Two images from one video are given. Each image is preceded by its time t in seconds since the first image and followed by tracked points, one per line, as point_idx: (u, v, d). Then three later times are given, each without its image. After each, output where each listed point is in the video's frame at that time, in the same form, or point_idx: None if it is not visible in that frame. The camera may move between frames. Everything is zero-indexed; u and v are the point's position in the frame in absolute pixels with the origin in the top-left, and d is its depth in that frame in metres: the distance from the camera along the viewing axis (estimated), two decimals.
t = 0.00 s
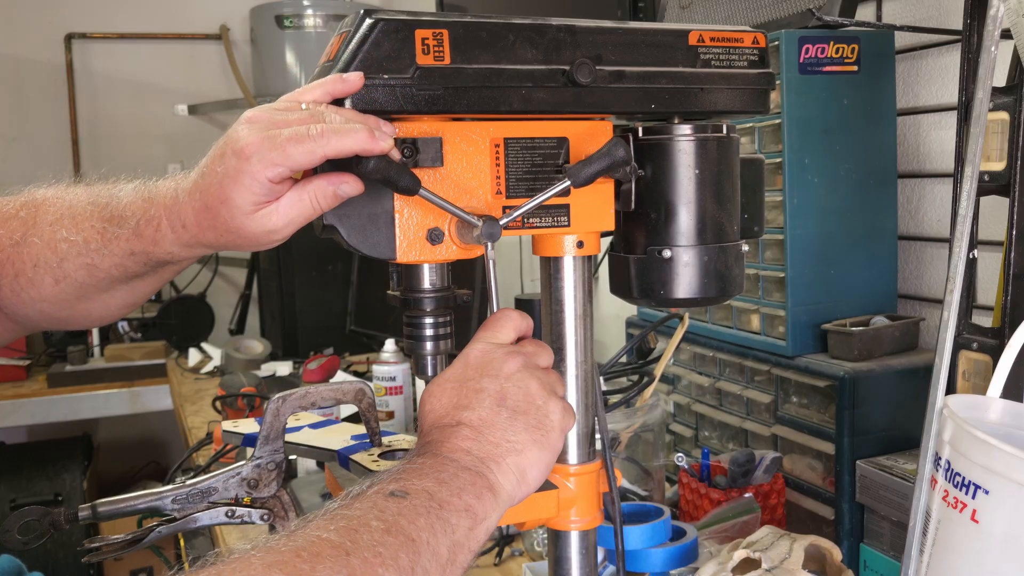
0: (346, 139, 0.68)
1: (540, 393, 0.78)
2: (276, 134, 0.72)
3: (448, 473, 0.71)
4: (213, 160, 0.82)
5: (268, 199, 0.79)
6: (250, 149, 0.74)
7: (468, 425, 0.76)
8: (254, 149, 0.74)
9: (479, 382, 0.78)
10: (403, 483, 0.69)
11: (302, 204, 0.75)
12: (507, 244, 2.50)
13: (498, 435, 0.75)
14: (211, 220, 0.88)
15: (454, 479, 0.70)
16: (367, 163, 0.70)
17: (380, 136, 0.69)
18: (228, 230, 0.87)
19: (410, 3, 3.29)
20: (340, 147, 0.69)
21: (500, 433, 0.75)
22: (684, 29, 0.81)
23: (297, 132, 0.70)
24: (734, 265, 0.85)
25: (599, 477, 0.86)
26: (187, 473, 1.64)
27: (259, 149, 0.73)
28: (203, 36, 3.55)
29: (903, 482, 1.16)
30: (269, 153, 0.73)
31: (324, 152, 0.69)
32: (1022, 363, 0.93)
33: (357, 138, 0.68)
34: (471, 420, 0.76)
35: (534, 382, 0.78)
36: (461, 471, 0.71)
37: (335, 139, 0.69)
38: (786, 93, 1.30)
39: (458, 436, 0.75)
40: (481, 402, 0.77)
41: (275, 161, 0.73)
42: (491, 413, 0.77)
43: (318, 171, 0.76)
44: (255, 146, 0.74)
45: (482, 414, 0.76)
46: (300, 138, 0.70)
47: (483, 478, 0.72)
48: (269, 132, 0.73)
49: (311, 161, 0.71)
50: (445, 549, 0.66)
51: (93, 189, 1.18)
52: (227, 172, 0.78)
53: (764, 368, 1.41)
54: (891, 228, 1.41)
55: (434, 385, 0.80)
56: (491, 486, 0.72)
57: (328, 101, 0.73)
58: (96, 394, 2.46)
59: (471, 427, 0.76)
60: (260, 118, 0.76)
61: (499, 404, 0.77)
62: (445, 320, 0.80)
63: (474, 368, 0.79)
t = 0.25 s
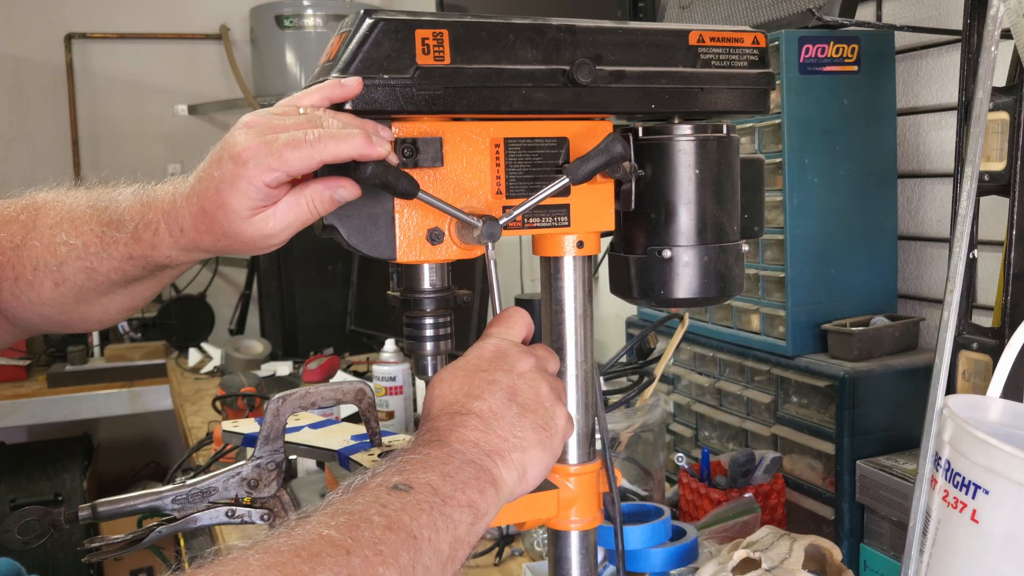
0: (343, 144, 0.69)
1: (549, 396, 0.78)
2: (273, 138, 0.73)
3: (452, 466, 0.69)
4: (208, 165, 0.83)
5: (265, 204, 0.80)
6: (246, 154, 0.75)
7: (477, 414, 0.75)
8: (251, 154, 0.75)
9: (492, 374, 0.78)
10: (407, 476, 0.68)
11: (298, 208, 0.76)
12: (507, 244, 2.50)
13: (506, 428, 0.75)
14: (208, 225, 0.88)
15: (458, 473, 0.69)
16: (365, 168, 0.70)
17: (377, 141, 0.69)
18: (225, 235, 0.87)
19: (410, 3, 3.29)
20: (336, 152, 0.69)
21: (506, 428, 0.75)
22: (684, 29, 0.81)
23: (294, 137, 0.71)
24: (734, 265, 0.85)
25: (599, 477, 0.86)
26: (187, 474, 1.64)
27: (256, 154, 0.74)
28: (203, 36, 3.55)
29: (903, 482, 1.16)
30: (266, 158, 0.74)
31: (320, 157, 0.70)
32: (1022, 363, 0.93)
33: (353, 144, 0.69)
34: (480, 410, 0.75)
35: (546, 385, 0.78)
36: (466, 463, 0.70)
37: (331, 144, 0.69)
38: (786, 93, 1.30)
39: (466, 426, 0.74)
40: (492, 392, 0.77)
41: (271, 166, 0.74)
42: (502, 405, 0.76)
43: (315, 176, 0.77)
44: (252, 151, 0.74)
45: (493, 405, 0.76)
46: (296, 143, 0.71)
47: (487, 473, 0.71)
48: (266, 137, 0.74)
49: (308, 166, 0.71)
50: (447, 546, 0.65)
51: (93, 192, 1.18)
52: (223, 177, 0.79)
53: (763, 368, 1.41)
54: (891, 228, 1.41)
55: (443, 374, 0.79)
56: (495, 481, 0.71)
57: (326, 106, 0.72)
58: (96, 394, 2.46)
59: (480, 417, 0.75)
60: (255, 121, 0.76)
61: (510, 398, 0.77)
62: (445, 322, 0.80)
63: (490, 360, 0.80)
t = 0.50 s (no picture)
0: (341, 147, 0.69)
1: (553, 396, 0.78)
2: (270, 142, 0.73)
3: (455, 462, 0.70)
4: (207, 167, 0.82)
5: (263, 208, 0.80)
6: (244, 158, 0.75)
7: (479, 411, 0.75)
8: (248, 158, 0.74)
9: (496, 371, 0.79)
10: (410, 472, 0.68)
11: (297, 212, 0.76)
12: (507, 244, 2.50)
13: (509, 426, 0.75)
14: (206, 228, 0.88)
15: (461, 470, 0.69)
16: (363, 172, 0.70)
17: (374, 145, 0.70)
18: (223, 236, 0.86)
19: (410, 3, 3.29)
20: (334, 156, 0.69)
21: (509, 428, 0.75)
22: (684, 29, 0.81)
23: (292, 141, 0.71)
24: (734, 265, 0.85)
25: (599, 477, 0.86)
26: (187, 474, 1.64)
27: (254, 157, 0.74)
28: (203, 36, 3.55)
29: (903, 482, 1.16)
30: (264, 162, 0.73)
31: (318, 161, 0.70)
32: (1022, 363, 0.93)
33: (351, 147, 0.69)
34: (483, 406, 0.75)
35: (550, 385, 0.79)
36: (468, 461, 0.70)
37: (329, 148, 0.69)
38: (786, 93, 1.30)
39: (470, 421, 0.74)
40: (497, 389, 0.77)
41: (269, 170, 0.73)
42: (507, 403, 0.76)
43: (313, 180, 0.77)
44: (249, 155, 0.74)
45: (498, 401, 0.76)
46: (293, 147, 0.71)
47: (489, 470, 0.71)
48: (263, 141, 0.73)
49: (304, 170, 0.71)
50: (449, 543, 0.65)
51: (93, 195, 1.18)
52: (221, 181, 0.79)
53: (763, 368, 1.41)
54: (891, 228, 1.41)
55: (449, 370, 0.80)
56: (497, 477, 0.71)
57: (323, 110, 0.72)
58: (96, 394, 2.46)
59: (484, 413, 0.75)
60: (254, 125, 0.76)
61: (514, 396, 0.77)
62: (445, 322, 0.80)
63: (496, 357, 0.80)
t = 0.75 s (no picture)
0: (338, 153, 0.68)
1: (557, 395, 0.79)
2: (267, 148, 0.72)
3: (462, 456, 0.69)
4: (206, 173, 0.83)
5: (261, 213, 0.80)
6: (242, 163, 0.74)
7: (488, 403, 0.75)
8: (246, 163, 0.74)
9: (506, 365, 0.79)
10: (417, 465, 0.67)
11: (294, 217, 0.77)
12: (507, 244, 2.50)
13: (517, 421, 0.74)
14: (205, 234, 0.88)
15: (468, 464, 0.68)
16: (360, 177, 0.70)
17: (372, 149, 0.69)
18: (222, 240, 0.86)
19: (410, 3, 3.29)
20: (331, 161, 0.68)
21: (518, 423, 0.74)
22: (684, 29, 0.81)
23: (289, 147, 0.70)
24: (734, 265, 0.85)
25: (599, 477, 0.86)
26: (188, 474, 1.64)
27: (250, 163, 0.73)
28: (203, 36, 3.55)
29: (903, 482, 1.16)
30: (261, 167, 0.73)
31: (314, 166, 0.69)
32: (1022, 363, 0.93)
33: (348, 152, 0.68)
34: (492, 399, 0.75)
35: (557, 384, 0.79)
36: (476, 455, 0.70)
37: (326, 153, 0.68)
38: (786, 93, 1.30)
39: (477, 414, 0.73)
40: (506, 383, 0.77)
41: (266, 175, 0.73)
42: (515, 398, 0.76)
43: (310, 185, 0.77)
44: (247, 161, 0.73)
45: (506, 395, 0.76)
46: (290, 152, 0.70)
47: (496, 464, 0.70)
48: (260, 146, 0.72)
49: (302, 175, 0.70)
50: (454, 538, 0.64)
51: (94, 198, 1.18)
52: (218, 186, 0.79)
53: (763, 368, 1.41)
54: (891, 228, 1.41)
55: (459, 361, 0.80)
56: (503, 472, 0.71)
57: (321, 114, 0.73)
58: (96, 394, 2.46)
59: (492, 407, 0.75)
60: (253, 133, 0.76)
61: (522, 392, 0.77)
62: (446, 322, 0.80)
63: (504, 353, 0.80)
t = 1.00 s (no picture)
0: (336, 156, 0.68)
1: (562, 394, 0.79)
2: (265, 151, 0.72)
3: (469, 450, 0.69)
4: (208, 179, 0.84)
5: (259, 216, 0.81)
6: (239, 166, 0.75)
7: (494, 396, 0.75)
8: (244, 165, 0.75)
9: (514, 360, 0.79)
10: (424, 459, 0.67)
11: (293, 218, 0.77)
12: (507, 244, 2.50)
13: (524, 416, 0.74)
14: (203, 238, 0.90)
15: (475, 458, 0.68)
16: (360, 180, 0.69)
17: (370, 153, 0.69)
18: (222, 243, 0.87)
19: (410, 3, 3.29)
20: (330, 164, 0.68)
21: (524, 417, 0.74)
22: (684, 29, 0.81)
23: (287, 149, 0.70)
24: (734, 265, 0.85)
25: (599, 477, 0.86)
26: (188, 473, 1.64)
27: (249, 165, 0.74)
28: (203, 36, 3.55)
29: (903, 482, 1.16)
30: (259, 170, 0.74)
31: (313, 169, 0.69)
32: (1022, 363, 0.93)
33: (346, 156, 0.68)
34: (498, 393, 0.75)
35: (562, 382, 0.80)
36: (483, 449, 0.69)
37: (324, 157, 0.69)
38: (786, 93, 1.30)
39: (484, 407, 0.73)
40: (513, 376, 0.77)
41: (264, 178, 0.74)
42: (521, 392, 0.76)
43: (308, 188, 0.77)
44: (245, 163, 0.74)
45: (513, 389, 0.76)
46: (288, 155, 0.71)
47: (501, 459, 0.70)
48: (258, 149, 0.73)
49: (299, 178, 0.71)
50: (459, 533, 0.64)
51: (95, 200, 1.18)
52: (217, 190, 0.80)
53: (764, 368, 1.41)
54: (891, 228, 1.41)
55: (467, 353, 0.80)
56: (509, 466, 0.70)
57: (320, 119, 0.73)
58: (96, 394, 2.46)
59: (498, 400, 0.75)
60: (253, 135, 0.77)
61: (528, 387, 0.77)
62: (446, 322, 0.80)
63: (510, 349, 0.80)
